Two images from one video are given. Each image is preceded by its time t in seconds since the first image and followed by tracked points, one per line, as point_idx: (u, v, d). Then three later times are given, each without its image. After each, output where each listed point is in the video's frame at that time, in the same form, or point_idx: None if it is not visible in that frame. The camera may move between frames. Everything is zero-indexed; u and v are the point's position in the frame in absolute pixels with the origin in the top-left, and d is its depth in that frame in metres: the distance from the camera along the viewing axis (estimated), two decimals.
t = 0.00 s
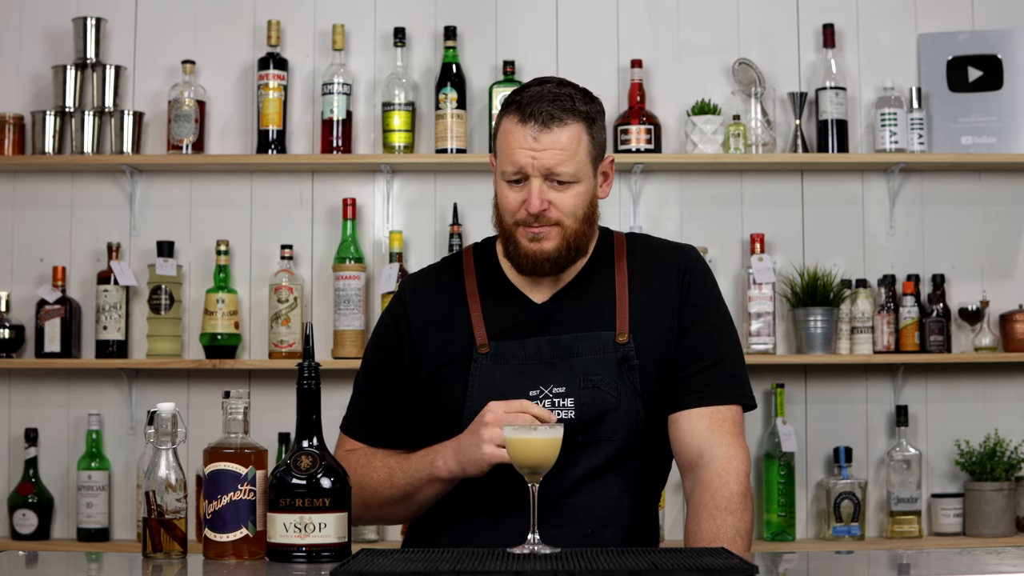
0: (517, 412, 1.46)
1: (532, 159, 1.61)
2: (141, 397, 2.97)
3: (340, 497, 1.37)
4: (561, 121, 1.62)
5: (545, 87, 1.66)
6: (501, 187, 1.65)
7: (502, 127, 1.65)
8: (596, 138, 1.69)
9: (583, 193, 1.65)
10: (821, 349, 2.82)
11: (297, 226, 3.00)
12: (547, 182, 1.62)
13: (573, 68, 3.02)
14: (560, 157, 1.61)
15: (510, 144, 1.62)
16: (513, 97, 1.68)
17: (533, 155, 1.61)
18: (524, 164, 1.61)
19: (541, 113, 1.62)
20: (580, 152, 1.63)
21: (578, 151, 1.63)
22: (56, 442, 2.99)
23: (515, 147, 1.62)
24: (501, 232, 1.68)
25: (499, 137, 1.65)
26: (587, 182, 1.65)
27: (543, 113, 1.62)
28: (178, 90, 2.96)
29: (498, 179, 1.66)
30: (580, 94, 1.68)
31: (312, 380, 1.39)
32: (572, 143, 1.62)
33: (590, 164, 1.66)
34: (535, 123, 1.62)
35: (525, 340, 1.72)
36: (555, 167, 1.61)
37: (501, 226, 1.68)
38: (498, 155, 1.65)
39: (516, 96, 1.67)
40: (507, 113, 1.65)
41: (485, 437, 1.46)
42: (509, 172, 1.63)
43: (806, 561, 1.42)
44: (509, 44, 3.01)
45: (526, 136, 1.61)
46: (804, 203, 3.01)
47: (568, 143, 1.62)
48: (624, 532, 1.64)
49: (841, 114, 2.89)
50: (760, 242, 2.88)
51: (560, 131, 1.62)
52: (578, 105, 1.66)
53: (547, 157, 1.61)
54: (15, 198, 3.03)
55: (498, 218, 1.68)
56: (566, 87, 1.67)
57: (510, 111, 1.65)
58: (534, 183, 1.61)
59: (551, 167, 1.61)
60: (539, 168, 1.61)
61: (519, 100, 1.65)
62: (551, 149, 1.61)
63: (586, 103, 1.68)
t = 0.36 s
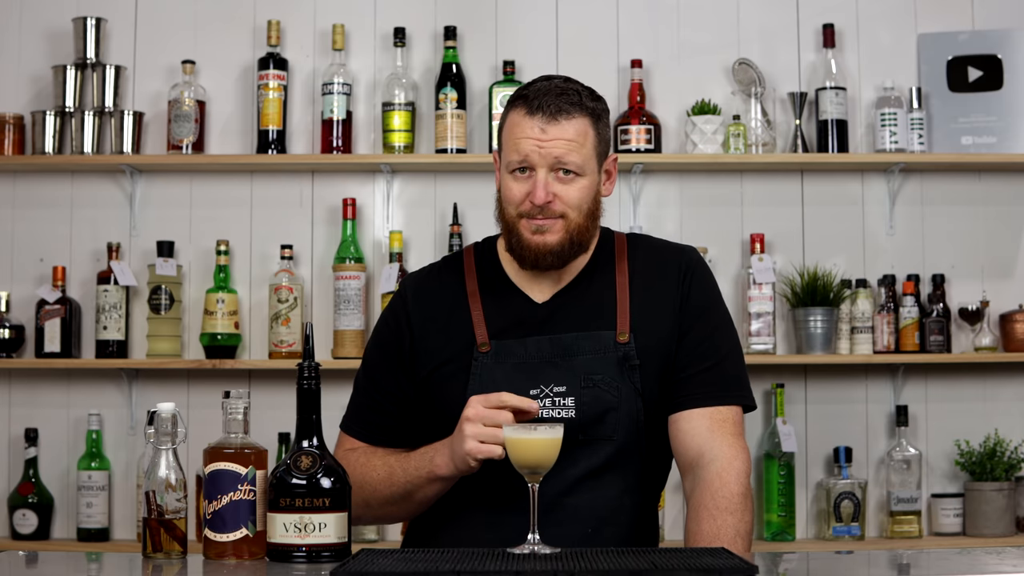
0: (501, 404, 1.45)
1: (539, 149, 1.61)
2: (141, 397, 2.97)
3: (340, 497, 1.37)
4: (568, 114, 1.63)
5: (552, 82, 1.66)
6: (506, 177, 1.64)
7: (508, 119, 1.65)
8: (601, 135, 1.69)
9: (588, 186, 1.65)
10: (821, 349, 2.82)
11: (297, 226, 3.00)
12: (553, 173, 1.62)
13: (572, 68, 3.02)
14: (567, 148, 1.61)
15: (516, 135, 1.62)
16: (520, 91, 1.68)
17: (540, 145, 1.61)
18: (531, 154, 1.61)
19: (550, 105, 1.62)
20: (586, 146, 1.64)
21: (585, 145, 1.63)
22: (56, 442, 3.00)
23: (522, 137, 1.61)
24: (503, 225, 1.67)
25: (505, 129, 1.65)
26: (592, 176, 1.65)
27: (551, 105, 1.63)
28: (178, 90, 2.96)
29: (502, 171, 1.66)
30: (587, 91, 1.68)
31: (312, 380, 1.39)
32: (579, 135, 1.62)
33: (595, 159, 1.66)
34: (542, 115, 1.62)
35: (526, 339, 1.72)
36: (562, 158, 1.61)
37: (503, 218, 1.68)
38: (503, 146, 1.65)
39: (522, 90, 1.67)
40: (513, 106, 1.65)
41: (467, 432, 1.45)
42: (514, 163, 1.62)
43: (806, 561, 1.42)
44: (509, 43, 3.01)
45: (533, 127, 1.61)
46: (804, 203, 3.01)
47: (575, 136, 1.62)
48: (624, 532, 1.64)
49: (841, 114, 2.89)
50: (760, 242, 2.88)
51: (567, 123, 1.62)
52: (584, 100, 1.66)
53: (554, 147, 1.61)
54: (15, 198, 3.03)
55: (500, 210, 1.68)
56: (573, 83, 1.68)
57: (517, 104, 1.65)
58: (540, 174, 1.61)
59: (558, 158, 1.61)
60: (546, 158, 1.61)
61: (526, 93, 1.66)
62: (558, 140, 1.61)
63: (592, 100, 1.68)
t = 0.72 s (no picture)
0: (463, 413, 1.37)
1: (547, 155, 1.61)
2: (141, 397, 2.97)
3: (340, 497, 1.37)
4: (577, 118, 1.62)
5: (559, 84, 1.65)
6: (514, 183, 1.65)
7: (515, 122, 1.65)
8: (609, 135, 1.69)
9: (596, 189, 1.65)
10: (821, 349, 2.82)
11: (297, 226, 3.00)
12: (562, 178, 1.62)
13: (572, 68, 3.02)
14: (576, 153, 1.61)
15: (524, 140, 1.62)
16: (526, 93, 1.67)
17: (548, 151, 1.61)
18: (540, 160, 1.61)
19: (557, 109, 1.62)
20: (595, 150, 1.63)
21: (593, 148, 1.63)
22: (56, 441, 3.00)
23: (530, 142, 1.61)
24: (511, 229, 1.68)
25: (512, 132, 1.65)
26: (600, 179, 1.66)
27: (559, 109, 1.62)
28: (178, 90, 2.96)
29: (509, 174, 1.66)
30: (592, 91, 1.68)
31: (312, 380, 1.38)
32: (588, 139, 1.62)
33: (603, 161, 1.66)
34: (551, 119, 1.62)
35: (526, 341, 1.72)
36: (571, 164, 1.61)
37: (512, 222, 1.68)
38: (510, 151, 1.65)
39: (528, 92, 1.67)
40: (520, 109, 1.65)
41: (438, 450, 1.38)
42: (523, 168, 1.63)
43: (806, 561, 1.42)
44: (509, 43, 3.01)
45: (541, 132, 1.61)
46: (804, 203, 3.01)
47: (584, 140, 1.62)
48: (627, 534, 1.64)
49: (841, 114, 2.89)
50: (760, 242, 2.88)
51: (577, 127, 1.62)
52: (592, 101, 1.66)
53: (563, 153, 1.61)
54: (15, 198, 3.03)
55: (506, 214, 1.68)
56: (579, 83, 1.67)
57: (524, 107, 1.65)
58: (549, 180, 1.62)
59: (567, 164, 1.61)
60: (555, 164, 1.61)
61: (533, 96, 1.65)
62: (567, 145, 1.60)
63: (598, 100, 1.68)
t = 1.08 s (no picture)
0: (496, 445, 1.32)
1: (548, 162, 1.60)
2: (141, 397, 2.97)
3: (340, 497, 1.37)
4: (579, 126, 1.62)
5: (564, 89, 1.64)
6: (513, 187, 1.64)
7: (517, 126, 1.64)
8: (612, 142, 1.68)
9: (596, 199, 1.64)
10: (821, 349, 2.82)
11: (297, 226, 3.00)
12: (562, 186, 1.61)
13: (572, 68, 3.02)
14: (577, 162, 1.60)
15: (525, 146, 1.61)
16: (529, 95, 1.66)
17: (549, 158, 1.60)
18: (540, 167, 1.60)
19: (561, 116, 1.61)
20: (597, 158, 1.63)
21: (596, 157, 1.62)
22: (56, 442, 3.00)
23: (531, 148, 1.60)
24: (509, 234, 1.67)
25: (513, 136, 1.64)
26: (601, 188, 1.65)
27: (562, 116, 1.61)
28: (178, 90, 2.96)
29: (509, 178, 1.65)
30: (598, 97, 1.67)
31: (312, 380, 1.38)
32: (590, 148, 1.62)
33: (605, 170, 1.66)
34: (553, 126, 1.61)
35: (537, 351, 1.71)
36: (571, 172, 1.60)
37: (509, 227, 1.67)
38: (511, 154, 1.64)
39: (532, 95, 1.66)
40: (523, 113, 1.64)
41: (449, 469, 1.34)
42: (523, 174, 1.62)
43: (806, 561, 1.42)
44: (510, 43, 3.01)
45: (543, 138, 1.60)
46: (804, 203, 3.01)
47: (586, 149, 1.61)
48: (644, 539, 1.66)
49: (841, 114, 2.89)
50: (760, 242, 2.88)
51: (579, 136, 1.61)
52: (596, 109, 1.65)
53: (564, 161, 1.60)
54: (15, 198, 3.03)
55: (505, 219, 1.68)
56: (584, 88, 1.66)
57: (526, 111, 1.64)
58: (549, 187, 1.61)
59: (568, 172, 1.60)
60: (555, 171, 1.60)
61: (537, 100, 1.64)
62: (568, 154, 1.60)
63: (603, 106, 1.67)
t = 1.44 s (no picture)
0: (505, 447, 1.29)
1: (558, 155, 1.60)
2: (141, 397, 2.97)
3: (340, 497, 1.37)
4: (587, 117, 1.61)
5: (566, 83, 1.65)
6: (524, 185, 1.63)
7: (523, 124, 1.63)
8: (619, 134, 1.68)
9: (609, 190, 1.63)
10: (821, 349, 2.82)
11: (297, 226, 3.00)
12: (573, 180, 1.61)
13: (572, 68, 3.02)
14: (589, 153, 1.60)
15: (532, 141, 1.61)
16: (533, 94, 1.66)
17: (559, 151, 1.59)
18: (550, 160, 1.60)
19: (567, 109, 1.61)
20: (607, 149, 1.62)
21: (606, 148, 1.62)
22: (56, 442, 3.00)
23: (538, 143, 1.60)
24: (522, 237, 1.67)
25: (518, 134, 1.64)
26: (611, 181, 1.64)
27: (569, 109, 1.61)
28: (178, 90, 2.96)
29: (518, 178, 1.65)
30: (601, 90, 1.67)
31: (312, 380, 1.38)
32: (599, 138, 1.61)
33: (614, 162, 1.66)
34: (561, 119, 1.60)
35: (544, 355, 1.69)
36: (583, 164, 1.60)
37: (521, 229, 1.67)
38: (518, 151, 1.64)
39: (534, 93, 1.66)
40: (527, 111, 1.64)
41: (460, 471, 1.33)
42: (533, 169, 1.61)
43: (807, 560, 1.42)
44: (510, 43, 3.01)
45: (551, 131, 1.60)
46: (804, 203, 3.01)
47: (595, 140, 1.61)
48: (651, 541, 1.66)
49: (841, 114, 2.89)
50: (760, 242, 2.89)
51: (588, 126, 1.61)
52: (601, 100, 1.65)
53: (575, 153, 1.59)
54: (15, 198, 3.03)
55: (516, 222, 1.67)
56: (587, 81, 1.66)
57: (531, 108, 1.64)
58: (560, 182, 1.60)
59: (580, 163, 1.60)
60: (566, 164, 1.60)
61: (542, 96, 1.64)
62: (578, 145, 1.59)
63: (608, 100, 1.67)
